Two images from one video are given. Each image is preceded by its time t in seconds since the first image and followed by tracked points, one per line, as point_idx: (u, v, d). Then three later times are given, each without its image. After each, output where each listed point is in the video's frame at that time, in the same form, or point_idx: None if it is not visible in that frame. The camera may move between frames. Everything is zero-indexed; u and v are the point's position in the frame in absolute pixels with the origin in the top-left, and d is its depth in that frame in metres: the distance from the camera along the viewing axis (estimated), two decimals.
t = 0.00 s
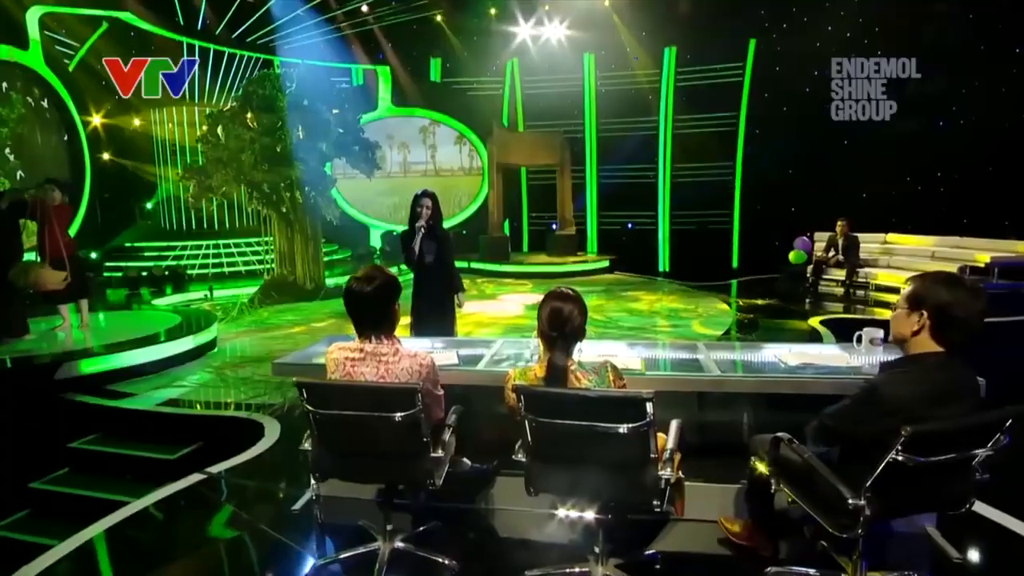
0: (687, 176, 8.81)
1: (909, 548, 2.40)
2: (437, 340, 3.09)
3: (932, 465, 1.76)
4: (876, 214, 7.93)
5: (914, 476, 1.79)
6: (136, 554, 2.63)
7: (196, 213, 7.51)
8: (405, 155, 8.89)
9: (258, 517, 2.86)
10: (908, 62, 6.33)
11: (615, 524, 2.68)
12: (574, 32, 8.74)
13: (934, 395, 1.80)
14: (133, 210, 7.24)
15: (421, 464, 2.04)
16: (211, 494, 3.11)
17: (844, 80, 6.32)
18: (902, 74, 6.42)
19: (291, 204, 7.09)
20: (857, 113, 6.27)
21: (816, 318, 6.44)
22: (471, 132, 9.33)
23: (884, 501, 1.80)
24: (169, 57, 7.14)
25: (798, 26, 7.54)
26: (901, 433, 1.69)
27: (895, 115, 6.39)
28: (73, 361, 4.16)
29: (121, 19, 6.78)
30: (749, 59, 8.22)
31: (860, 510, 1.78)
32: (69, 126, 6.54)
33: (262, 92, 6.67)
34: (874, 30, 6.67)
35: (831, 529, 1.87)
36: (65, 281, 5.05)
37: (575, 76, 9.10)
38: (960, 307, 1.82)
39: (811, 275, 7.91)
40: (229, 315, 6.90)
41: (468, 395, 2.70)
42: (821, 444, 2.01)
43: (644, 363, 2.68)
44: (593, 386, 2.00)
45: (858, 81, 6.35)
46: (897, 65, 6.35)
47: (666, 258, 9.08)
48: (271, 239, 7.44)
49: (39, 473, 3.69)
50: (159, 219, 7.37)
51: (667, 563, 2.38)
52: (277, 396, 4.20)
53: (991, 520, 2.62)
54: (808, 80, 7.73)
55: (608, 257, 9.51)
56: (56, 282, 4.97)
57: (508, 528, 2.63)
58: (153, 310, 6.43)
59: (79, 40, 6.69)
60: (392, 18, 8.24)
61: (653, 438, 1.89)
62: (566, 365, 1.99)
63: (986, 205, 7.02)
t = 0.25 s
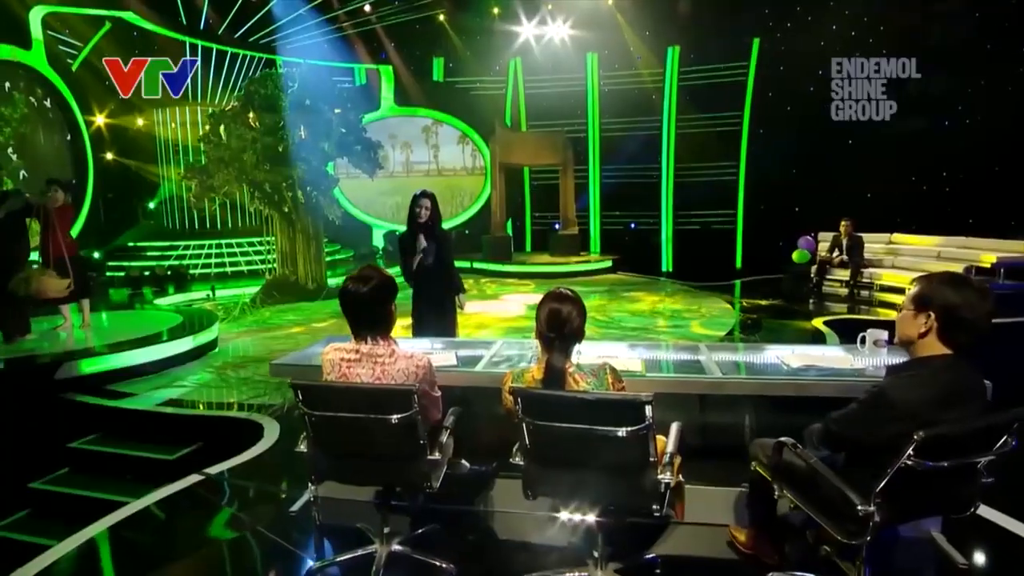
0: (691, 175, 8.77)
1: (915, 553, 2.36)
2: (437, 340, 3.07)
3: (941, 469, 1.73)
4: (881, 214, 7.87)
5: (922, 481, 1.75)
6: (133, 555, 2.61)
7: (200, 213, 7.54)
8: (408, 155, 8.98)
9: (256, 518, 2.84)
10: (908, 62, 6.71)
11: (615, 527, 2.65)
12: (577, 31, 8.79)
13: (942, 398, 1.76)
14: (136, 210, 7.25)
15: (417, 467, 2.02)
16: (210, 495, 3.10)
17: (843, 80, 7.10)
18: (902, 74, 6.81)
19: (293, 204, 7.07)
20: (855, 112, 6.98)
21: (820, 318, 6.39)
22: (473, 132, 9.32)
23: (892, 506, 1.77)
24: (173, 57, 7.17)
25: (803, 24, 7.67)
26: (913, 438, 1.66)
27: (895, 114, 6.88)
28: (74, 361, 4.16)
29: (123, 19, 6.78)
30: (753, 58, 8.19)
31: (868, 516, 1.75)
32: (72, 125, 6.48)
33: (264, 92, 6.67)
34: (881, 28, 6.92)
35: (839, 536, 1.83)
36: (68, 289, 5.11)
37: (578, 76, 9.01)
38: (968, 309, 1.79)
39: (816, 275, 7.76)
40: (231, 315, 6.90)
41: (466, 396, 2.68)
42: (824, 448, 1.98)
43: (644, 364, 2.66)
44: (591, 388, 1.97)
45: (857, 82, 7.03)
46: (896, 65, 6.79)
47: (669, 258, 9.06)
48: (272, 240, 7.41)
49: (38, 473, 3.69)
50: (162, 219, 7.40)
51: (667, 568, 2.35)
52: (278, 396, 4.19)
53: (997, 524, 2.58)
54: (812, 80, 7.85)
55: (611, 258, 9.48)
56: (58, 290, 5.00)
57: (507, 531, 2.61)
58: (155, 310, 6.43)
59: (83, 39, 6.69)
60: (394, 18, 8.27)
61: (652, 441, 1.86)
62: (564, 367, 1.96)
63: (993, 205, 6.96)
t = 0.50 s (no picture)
0: (698, 175, 8.71)
1: (926, 561, 2.31)
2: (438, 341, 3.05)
3: (954, 476, 1.70)
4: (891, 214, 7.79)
5: (935, 488, 1.72)
6: (133, 556, 2.60)
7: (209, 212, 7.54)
8: (415, 155, 8.99)
9: (256, 520, 2.83)
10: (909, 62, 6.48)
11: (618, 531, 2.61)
12: (584, 31, 8.73)
13: (956, 404, 1.71)
14: (143, 210, 7.25)
15: (416, 469, 1.99)
16: (211, 496, 3.09)
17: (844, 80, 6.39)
18: (902, 74, 6.56)
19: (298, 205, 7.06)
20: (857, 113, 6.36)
21: (828, 320, 6.32)
22: (480, 132, 9.30)
23: (905, 514, 1.73)
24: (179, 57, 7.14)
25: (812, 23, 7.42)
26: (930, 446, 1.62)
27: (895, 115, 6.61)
28: (78, 361, 4.18)
29: (130, 19, 6.79)
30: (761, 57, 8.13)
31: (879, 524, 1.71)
32: (80, 124, 6.58)
33: (270, 92, 6.70)
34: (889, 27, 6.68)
35: (850, 545, 1.79)
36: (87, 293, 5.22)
37: (585, 75, 8.99)
38: (984, 312, 1.74)
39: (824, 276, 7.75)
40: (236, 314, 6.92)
41: (468, 398, 2.65)
42: (832, 454, 1.94)
43: (648, 367, 2.63)
44: (593, 392, 1.94)
45: (858, 81, 6.37)
46: (896, 65, 6.49)
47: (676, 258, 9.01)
48: (278, 240, 7.42)
49: (42, 473, 3.69)
50: (169, 219, 7.39)
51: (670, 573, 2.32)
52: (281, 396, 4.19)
53: (1008, 531, 2.53)
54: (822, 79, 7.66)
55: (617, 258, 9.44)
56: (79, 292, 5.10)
57: (508, 535, 2.58)
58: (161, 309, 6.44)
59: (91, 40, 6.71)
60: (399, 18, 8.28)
61: (655, 446, 1.83)
62: (565, 370, 1.94)
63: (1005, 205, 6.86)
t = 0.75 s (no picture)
0: (705, 175, 8.68)
1: (936, 568, 2.26)
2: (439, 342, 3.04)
3: (963, 483, 1.66)
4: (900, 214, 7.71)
5: (941, 495, 1.69)
6: (134, 556, 2.60)
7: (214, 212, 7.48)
8: (421, 155, 8.93)
9: (258, 520, 2.82)
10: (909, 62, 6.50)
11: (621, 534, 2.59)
12: (592, 30, 8.67)
13: (968, 408, 1.67)
14: (150, 210, 7.12)
15: (415, 473, 1.97)
16: (214, 496, 3.09)
17: (844, 80, 6.81)
18: (902, 74, 6.60)
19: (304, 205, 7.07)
20: (855, 113, 6.75)
21: (836, 321, 6.27)
22: (486, 132, 9.30)
23: (912, 520, 1.70)
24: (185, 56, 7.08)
25: (821, 21, 7.33)
26: (938, 451, 1.58)
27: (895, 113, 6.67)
28: (82, 360, 4.19)
29: (138, 19, 6.76)
30: (769, 57, 8.09)
31: (888, 531, 1.67)
32: (88, 125, 6.62)
33: (276, 91, 6.71)
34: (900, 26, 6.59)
35: (855, 552, 1.77)
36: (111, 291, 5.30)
37: (592, 75, 8.89)
38: (998, 315, 1.71)
39: (833, 277, 7.85)
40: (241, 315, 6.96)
41: (469, 399, 2.64)
42: (838, 459, 1.91)
43: (651, 369, 2.60)
44: (594, 396, 1.92)
45: (857, 82, 6.79)
46: (896, 65, 6.57)
47: (683, 258, 8.93)
48: (283, 240, 7.44)
49: (48, 471, 3.71)
50: (176, 219, 7.21)
51: None
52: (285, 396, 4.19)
53: (1018, 537, 2.48)
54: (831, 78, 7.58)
55: (623, 258, 9.42)
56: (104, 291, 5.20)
57: (510, 537, 2.56)
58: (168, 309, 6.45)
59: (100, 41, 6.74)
60: (406, 17, 8.28)
61: (657, 451, 1.80)
62: (566, 373, 1.92)
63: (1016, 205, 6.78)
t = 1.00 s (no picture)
0: (714, 175, 8.61)
1: None
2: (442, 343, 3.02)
3: (973, 492, 1.62)
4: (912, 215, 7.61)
5: (952, 503, 1.64)
6: (136, 556, 2.60)
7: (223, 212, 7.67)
8: (428, 155, 9.07)
9: (261, 520, 2.82)
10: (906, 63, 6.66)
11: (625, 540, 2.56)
12: (601, 29, 8.63)
13: (979, 415, 1.62)
14: (160, 210, 7.26)
15: (415, 476, 1.96)
16: (216, 497, 3.08)
17: (844, 80, 6.96)
18: (902, 74, 6.78)
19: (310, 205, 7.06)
20: (855, 113, 6.95)
21: (845, 322, 6.20)
22: (494, 132, 9.26)
23: (921, 529, 1.66)
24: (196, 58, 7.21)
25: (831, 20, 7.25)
26: (946, 458, 1.55)
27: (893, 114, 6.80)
28: (89, 359, 4.23)
29: (148, 20, 6.77)
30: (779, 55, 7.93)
31: (895, 540, 1.63)
32: (98, 125, 6.55)
33: (283, 91, 6.71)
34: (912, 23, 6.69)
35: (861, 560, 1.73)
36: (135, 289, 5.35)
37: (600, 75, 8.89)
38: (1010, 319, 1.66)
39: (844, 278, 7.59)
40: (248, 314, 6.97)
41: (473, 401, 2.62)
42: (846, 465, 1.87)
43: (656, 371, 2.57)
44: (596, 400, 1.89)
45: (858, 81, 6.94)
46: (896, 66, 6.76)
47: (691, 259, 8.89)
48: (291, 240, 7.47)
49: (54, 470, 3.73)
50: (185, 218, 7.42)
51: None
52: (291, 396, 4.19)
53: None
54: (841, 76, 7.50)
55: (632, 258, 9.36)
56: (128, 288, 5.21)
57: (513, 542, 2.53)
58: (175, 309, 6.48)
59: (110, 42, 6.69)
60: (414, 17, 8.28)
61: (660, 456, 1.78)
62: (567, 377, 1.90)
63: None
